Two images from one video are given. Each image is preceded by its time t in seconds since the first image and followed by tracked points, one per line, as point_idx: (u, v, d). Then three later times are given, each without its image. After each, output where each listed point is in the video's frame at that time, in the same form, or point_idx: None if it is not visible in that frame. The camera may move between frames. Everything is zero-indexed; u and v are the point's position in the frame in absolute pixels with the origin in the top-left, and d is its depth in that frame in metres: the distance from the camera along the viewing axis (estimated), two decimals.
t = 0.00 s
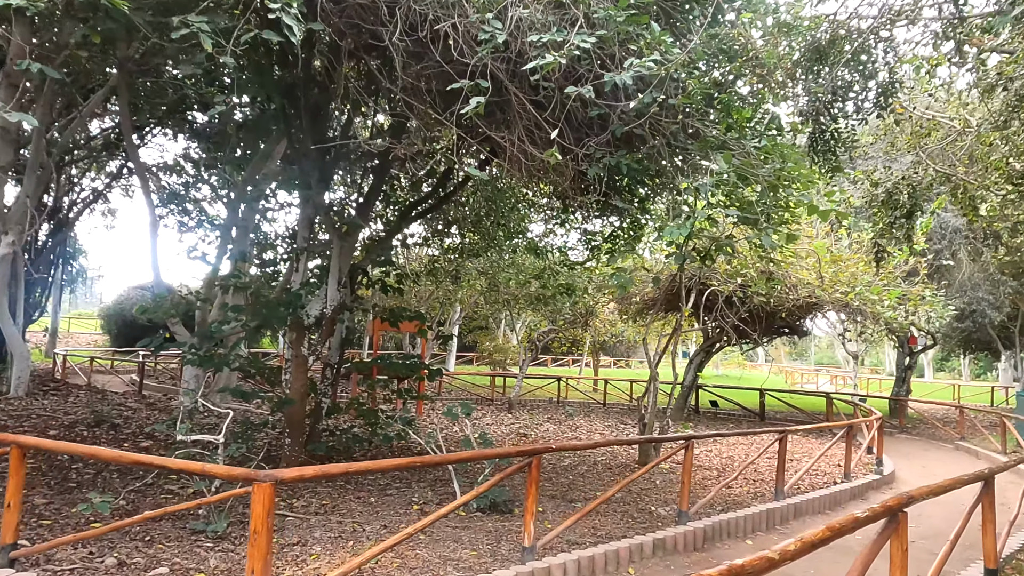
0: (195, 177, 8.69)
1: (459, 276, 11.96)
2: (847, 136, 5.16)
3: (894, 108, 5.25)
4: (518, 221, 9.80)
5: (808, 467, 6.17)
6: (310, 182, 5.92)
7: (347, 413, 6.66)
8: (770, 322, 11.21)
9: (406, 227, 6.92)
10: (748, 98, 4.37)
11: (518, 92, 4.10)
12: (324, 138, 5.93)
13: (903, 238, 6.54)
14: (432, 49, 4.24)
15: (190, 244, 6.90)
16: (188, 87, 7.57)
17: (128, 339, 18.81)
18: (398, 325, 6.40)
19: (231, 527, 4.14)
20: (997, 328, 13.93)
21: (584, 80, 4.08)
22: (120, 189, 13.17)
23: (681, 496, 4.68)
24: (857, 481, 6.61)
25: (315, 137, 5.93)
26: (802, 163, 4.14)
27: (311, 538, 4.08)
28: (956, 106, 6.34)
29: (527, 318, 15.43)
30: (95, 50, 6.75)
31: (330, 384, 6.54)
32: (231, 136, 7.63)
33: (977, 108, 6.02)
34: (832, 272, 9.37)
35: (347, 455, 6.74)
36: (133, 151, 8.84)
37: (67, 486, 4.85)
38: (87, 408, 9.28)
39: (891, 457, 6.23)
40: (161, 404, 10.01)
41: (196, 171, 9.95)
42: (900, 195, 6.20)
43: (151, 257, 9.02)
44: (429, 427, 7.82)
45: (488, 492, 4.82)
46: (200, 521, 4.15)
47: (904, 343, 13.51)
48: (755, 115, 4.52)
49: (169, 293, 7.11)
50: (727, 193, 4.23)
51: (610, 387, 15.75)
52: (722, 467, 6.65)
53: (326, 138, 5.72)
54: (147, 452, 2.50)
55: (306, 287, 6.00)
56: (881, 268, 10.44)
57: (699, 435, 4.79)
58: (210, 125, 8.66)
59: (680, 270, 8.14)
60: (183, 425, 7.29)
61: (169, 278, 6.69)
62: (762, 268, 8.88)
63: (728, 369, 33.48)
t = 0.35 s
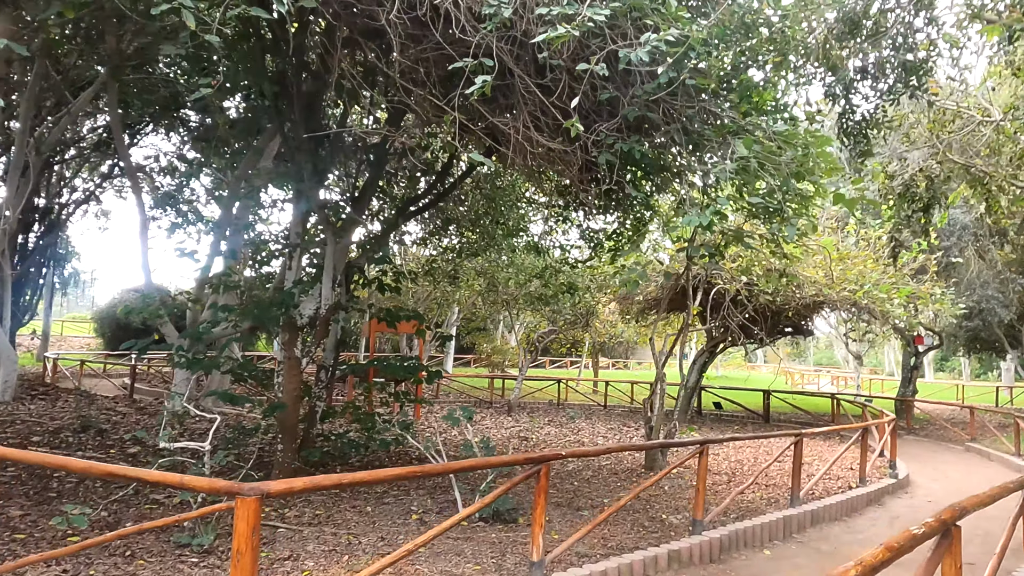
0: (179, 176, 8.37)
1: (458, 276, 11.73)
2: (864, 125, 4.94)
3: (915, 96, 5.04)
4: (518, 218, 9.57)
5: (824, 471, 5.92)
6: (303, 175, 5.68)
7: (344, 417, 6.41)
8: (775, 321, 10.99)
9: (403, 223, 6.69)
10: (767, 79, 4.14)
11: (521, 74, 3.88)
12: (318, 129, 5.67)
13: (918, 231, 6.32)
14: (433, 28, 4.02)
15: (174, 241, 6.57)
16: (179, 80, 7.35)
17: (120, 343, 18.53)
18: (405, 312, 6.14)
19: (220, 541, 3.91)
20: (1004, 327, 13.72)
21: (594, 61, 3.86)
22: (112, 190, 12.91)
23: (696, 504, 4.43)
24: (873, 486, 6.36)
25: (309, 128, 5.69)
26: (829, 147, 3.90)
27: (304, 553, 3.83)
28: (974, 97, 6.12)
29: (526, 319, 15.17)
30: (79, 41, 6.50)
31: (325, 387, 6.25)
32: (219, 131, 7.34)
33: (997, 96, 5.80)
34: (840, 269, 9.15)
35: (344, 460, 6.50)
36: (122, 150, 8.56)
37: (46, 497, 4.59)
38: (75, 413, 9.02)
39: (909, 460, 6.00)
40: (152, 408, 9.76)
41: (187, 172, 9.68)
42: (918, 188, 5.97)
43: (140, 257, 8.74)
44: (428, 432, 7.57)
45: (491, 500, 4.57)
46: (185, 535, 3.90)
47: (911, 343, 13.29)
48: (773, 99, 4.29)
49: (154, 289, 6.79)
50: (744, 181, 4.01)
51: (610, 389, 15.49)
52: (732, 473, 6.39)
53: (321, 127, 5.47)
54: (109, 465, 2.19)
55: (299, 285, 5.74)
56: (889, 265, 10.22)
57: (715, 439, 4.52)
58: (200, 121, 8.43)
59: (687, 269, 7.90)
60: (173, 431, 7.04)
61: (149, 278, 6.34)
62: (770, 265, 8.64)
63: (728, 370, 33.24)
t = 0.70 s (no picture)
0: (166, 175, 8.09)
1: (453, 277, 11.51)
2: (882, 115, 4.73)
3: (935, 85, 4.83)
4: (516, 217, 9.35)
5: (837, 477, 5.69)
6: (295, 170, 5.43)
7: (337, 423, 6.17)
8: (778, 321, 10.78)
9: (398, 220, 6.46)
10: (784, 65, 3.94)
11: (524, 57, 3.68)
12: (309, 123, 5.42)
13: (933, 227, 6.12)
14: (431, 8, 3.82)
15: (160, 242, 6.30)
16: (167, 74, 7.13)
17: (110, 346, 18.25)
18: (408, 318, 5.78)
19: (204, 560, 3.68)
20: (1008, 326, 13.56)
21: (599, 45, 3.66)
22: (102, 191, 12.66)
23: (709, 515, 4.17)
24: (886, 492, 6.14)
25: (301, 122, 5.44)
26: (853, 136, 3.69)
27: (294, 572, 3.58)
28: (991, 88, 5.93)
29: (523, 320, 14.93)
30: (60, 33, 6.24)
31: (317, 393, 5.99)
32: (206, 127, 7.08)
33: (1016, 86, 5.62)
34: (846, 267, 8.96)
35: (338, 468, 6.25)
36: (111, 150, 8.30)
37: (21, 512, 4.33)
38: (62, 418, 8.77)
39: (922, 464, 5.80)
40: (141, 413, 9.51)
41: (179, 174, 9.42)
42: (934, 182, 5.77)
43: (128, 259, 8.44)
44: (425, 437, 7.34)
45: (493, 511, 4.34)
46: (167, 555, 3.66)
47: (914, 342, 13.11)
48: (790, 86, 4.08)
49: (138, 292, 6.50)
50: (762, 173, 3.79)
51: (609, 391, 15.26)
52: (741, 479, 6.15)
53: (311, 120, 5.22)
54: (73, 488, 1.91)
55: (291, 286, 5.49)
56: (894, 263, 10.04)
57: (728, 446, 4.29)
58: (191, 120, 8.19)
59: (691, 268, 7.69)
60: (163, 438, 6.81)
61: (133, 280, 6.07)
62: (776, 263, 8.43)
63: (724, 371, 33.06)
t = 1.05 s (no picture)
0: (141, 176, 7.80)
1: (445, 277, 11.24)
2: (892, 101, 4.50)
3: (948, 68, 4.60)
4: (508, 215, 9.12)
5: (844, 482, 5.44)
6: (275, 162, 5.16)
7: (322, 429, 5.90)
8: (777, 321, 10.55)
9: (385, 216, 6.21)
10: (792, 43, 3.71)
11: (514, 31, 3.45)
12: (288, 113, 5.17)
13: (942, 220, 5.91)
14: None
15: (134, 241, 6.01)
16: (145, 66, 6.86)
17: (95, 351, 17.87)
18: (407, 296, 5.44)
19: None
20: (1010, 325, 13.35)
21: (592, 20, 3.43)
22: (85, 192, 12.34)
23: (715, 525, 3.89)
24: (896, 496, 5.89)
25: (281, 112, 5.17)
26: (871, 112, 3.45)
27: None
28: (1005, 74, 5.69)
29: (517, 322, 14.66)
30: (30, 21, 5.98)
31: (301, 397, 5.71)
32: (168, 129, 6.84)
33: None
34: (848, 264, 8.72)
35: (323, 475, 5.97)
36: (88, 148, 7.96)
37: None
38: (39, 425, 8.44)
39: (933, 467, 5.55)
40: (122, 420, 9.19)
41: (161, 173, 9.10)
42: (945, 171, 5.52)
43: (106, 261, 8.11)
44: (415, 443, 7.06)
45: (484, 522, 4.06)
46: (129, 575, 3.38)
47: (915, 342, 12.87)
48: (799, 65, 3.83)
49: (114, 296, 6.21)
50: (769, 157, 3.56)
51: (605, 393, 14.99)
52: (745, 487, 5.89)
53: (291, 109, 4.96)
54: None
55: (271, 283, 5.21)
56: (896, 261, 9.83)
57: (734, 451, 4.03)
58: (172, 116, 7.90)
59: (690, 265, 7.44)
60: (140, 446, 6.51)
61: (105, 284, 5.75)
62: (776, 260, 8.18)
63: (720, 373, 32.82)
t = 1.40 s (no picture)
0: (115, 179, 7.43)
1: (434, 277, 10.98)
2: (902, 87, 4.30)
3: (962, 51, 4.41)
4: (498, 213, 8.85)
5: (851, 489, 5.22)
6: (253, 153, 4.85)
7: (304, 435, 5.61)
8: (772, 321, 10.35)
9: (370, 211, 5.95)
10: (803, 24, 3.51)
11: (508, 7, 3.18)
12: (265, 102, 4.86)
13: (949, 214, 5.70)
14: None
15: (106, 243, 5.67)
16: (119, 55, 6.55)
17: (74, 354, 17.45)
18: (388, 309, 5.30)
19: None
20: (1004, 324, 13.23)
21: None
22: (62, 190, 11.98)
23: (722, 537, 3.65)
24: (902, 502, 5.67)
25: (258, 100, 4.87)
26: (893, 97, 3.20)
27: None
28: (1013, 63, 5.50)
29: (507, 323, 14.40)
30: None
31: (281, 402, 5.42)
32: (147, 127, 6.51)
33: None
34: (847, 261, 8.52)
35: (305, 483, 5.68)
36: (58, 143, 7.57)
37: None
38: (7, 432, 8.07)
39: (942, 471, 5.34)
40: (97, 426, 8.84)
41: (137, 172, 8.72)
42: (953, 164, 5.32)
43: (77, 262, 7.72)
44: (403, 449, 6.79)
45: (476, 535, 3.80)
46: None
47: (909, 342, 12.72)
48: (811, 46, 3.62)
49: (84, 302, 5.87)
50: (781, 143, 3.32)
51: (595, 395, 14.75)
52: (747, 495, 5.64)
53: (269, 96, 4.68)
54: None
55: (248, 282, 4.92)
56: (893, 259, 9.67)
57: (741, 459, 3.79)
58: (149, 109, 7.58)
59: (687, 263, 7.20)
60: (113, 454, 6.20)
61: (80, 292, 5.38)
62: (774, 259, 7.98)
63: (709, 374, 32.72)
